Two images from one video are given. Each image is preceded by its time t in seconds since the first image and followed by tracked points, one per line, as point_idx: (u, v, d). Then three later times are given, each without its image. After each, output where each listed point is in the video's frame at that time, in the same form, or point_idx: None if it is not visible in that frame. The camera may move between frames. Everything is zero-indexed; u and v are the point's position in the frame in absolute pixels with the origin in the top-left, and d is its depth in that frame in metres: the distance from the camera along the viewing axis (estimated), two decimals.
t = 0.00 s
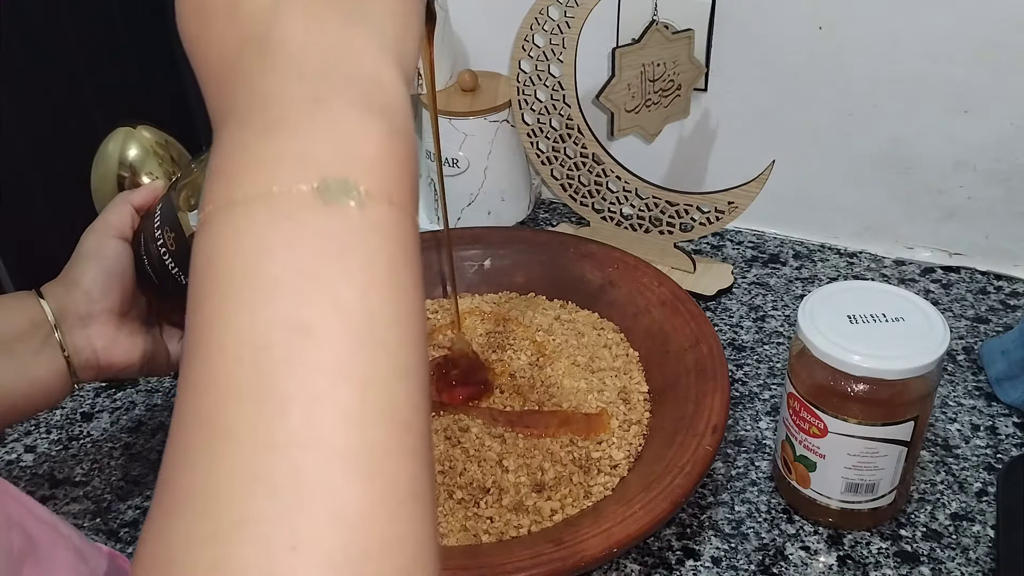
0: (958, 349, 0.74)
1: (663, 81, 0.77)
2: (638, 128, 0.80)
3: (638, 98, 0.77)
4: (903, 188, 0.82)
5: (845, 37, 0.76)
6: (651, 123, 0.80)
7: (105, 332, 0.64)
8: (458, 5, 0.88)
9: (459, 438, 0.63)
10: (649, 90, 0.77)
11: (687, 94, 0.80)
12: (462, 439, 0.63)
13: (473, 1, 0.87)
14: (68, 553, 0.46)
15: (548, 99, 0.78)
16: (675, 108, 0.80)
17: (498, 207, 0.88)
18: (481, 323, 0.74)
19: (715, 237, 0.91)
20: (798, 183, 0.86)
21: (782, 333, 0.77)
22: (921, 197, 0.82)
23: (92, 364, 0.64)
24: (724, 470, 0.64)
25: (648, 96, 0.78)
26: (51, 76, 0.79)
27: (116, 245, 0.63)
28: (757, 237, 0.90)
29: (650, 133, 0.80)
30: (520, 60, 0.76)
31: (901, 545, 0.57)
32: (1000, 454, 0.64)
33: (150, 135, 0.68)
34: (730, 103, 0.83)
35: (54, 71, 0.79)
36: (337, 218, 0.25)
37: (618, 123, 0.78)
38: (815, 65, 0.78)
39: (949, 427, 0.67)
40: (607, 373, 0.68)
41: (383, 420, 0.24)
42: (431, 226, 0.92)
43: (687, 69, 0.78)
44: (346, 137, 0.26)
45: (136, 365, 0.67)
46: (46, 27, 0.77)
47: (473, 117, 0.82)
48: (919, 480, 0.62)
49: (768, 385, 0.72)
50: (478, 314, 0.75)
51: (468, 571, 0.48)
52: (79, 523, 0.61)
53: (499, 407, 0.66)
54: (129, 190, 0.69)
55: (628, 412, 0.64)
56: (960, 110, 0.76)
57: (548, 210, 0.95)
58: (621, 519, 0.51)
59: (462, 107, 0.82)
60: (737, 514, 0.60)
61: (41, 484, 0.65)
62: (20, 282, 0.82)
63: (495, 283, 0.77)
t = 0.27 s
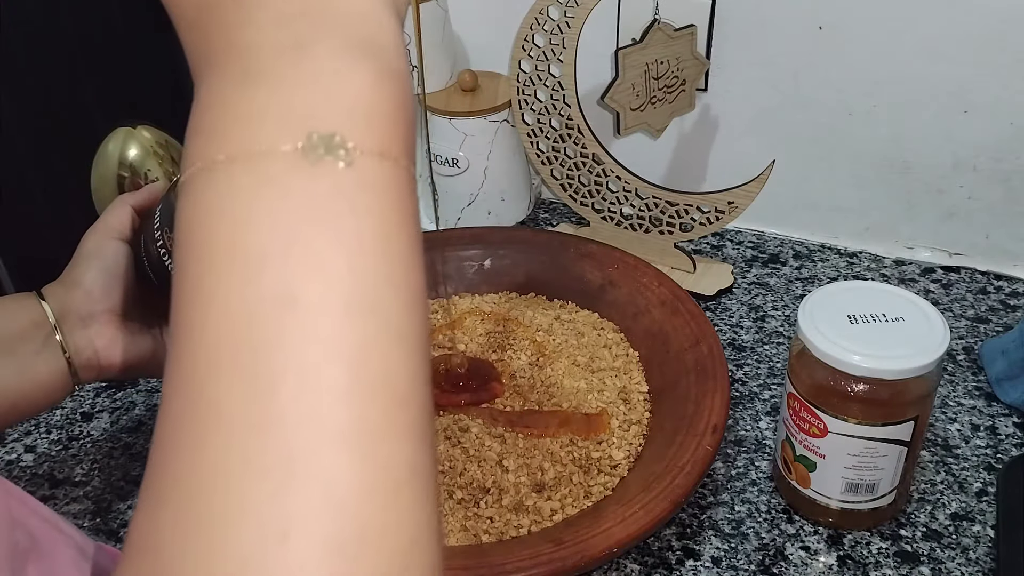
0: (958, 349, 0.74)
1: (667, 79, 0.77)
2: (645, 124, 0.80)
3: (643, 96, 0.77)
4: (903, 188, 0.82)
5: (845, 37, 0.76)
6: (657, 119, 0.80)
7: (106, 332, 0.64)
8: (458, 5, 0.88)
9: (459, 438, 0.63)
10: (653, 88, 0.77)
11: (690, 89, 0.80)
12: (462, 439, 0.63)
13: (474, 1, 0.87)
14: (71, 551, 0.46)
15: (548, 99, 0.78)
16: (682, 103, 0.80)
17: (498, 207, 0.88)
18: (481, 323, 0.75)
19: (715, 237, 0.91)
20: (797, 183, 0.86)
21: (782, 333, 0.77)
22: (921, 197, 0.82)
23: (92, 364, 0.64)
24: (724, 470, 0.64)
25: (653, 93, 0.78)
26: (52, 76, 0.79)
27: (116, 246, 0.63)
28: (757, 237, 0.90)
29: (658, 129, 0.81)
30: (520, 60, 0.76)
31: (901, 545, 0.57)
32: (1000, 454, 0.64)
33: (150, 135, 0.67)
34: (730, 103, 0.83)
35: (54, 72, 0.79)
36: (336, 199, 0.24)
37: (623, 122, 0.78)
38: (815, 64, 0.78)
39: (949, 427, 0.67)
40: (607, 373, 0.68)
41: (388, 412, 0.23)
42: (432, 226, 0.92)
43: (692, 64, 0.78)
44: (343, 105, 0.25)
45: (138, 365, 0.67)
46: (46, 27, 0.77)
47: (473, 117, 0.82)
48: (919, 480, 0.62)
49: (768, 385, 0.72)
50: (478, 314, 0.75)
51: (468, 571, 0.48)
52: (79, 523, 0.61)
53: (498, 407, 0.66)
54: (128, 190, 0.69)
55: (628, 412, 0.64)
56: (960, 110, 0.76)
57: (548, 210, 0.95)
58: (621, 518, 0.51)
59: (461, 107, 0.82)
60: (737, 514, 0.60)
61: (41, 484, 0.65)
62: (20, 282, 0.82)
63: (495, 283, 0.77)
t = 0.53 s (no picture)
0: (958, 349, 0.74)
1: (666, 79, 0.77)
2: (643, 124, 0.79)
3: (641, 97, 0.77)
4: (903, 188, 0.82)
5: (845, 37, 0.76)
6: (658, 119, 0.79)
7: (105, 338, 0.62)
8: (458, 5, 0.88)
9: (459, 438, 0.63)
10: (653, 88, 0.77)
11: (690, 91, 0.80)
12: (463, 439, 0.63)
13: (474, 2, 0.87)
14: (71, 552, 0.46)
15: (548, 99, 0.78)
16: (681, 103, 0.80)
17: (499, 207, 0.88)
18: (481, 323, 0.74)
19: (715, 237, 0.91)
20: (797, 183, 0.86)
21: (782, 333, 0.77)
22: (921, 197, 0.82)
23: (91, 370, 0.62)
24: (725, 470, 0.64)
25: (652, 94, 0.78)
26: (51, 77, 0.79)
27: (117, 252, 0.62)
28: (757, 237, 0.90)
29: (657, 129, 0.80)
30: (520, 60, 0.76)
31: (901, 545, 0.57)
32: (1000, 454, 0.64)
33: (150, 135, 0.69)
34: (730, 104, 0.83)
35: (54, 72, 0.79)
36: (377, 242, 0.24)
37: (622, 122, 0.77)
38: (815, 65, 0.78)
39: (949, 427, 0.67)
40: (607, 373, 0.68)
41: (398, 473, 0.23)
42: (432, 226, 0.92)
43: (692, 65, 0.78)
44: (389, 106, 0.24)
45: (137, 373, 0.64)
46: (46, 28, 0.77)
47: (473, 117, 0.82)
48: (919, 480, 0.62)
49: (768, 385, 0.72)
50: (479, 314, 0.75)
51: (468, 571, 0.48)
52: (79, 523, 0.61)
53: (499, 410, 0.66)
54: (129, 191, 0.68)
55: (628, 412, 0.64)
56: (960, 110, 0.76)
57: (549, 210, 0.95)
58: (621, 518, 0.51)
59: (462, 107, 0.82)
60: (737, 514, 0.60)
61: (42, 483, 0.65)
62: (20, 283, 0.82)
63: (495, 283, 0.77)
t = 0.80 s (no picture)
0: (958, 349, 0.74)
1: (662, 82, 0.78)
2: (637, 128, 0.79)
3: (637, 98, 0.77)
4: (903, 188, 0.82)
5: (845, 37, 0.76)
6: (650, 123, 0.79)
7: (113, 341, 0.62)
8: (458, 5, 0.88)
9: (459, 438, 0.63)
10: (648, 90, 0.77)
11: (684, 97, 0.81)
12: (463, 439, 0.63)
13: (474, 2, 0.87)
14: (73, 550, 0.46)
15: (548, 99, 0.78)
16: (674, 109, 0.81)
17: (499, 207, 0.88)
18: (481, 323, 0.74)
19: (715, 237, 0.91)
20: (797, 183, 0.86)
21: (782, 333, 0.77)
22: (921, 197, 0.82)
23: (98, 373, 0.62)
24: (725, 470, 0.64)
25: (647, 97, 0.78)
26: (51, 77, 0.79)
27: (129, 257, 0.62)
28: (757, 237, 0.90)
29: (650, 133, 0.80)
30: (520, 60, 0.76)
31: (901, 545, 0.57)
32: (1000, 454, 0.64)
33: (150, 135, 0.69)
34: (730, 104, 0.83)
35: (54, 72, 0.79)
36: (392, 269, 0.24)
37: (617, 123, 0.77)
38: (815, 65, 0.78)
39: (949, 427, 0.67)
40: (608, 372, 0.68)
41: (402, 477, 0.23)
42: (432, 226, 0.92)
43: (687, 71, 0.79)
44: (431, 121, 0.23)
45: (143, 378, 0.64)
46: (46, 28, 0.77)
47: (473, 117, 0.82)
48: (919, 480, 0.62)
49: (768, 385, 0.72)
50: (478, 314, 0.75)
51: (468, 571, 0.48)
52: (79, 523, 0.61)
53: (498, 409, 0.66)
54: (129, 190, 0.68)
55: (628, 412, 0.64)
56: (960, 110, 0.76)
57: (548, 210, 0.95)
58: (622, 518, 0.51)
59: (461, 107, 0.82)
60: (737, 514, 0.60)
61: (41, 483, 0.65)
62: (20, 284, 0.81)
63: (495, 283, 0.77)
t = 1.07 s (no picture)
0: (958, 349, 0.74)
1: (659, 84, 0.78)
2: (634, 128, 0.79)
3: (633, 99, 0.77)
4: (903, 188, 0.82)
5: (845, 37, 0.76)
6: (647, 124, 0.80)
7: (115, 334, 0.62)
8: (458, 5, 0.88)
9: (459, 438, 0.63)
10: (644, 92, 0.77)
11: (682, 98, 0.81)
12: (463, 439, 0.63)
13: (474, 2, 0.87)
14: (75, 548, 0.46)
15: (548, 99, 0.78)
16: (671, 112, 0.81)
17: (499, 207, 0.88)
18: (481, 323, 0.74)
19: (715, 237, 0.91)
20: (797, 183, 0.86)
21: (782, 333, 0.77)
22: (921, 197, 0.82)
23: (99, 366, 0.62)
24: (724, 470, 0.64)
25: (643, 97, 0.78)
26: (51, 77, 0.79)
27: (135, 251, 0.62)
28: (757, 237, 0.90)
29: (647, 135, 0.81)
30: (520, 60, 0.76)
31: (901, 545, 0.57)
32: (1000, 454, 0.64)
33: (150, 134, 0.69)
34: (729, 104, 0.83)
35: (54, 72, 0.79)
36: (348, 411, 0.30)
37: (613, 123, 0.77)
38: (815, 65, 0.78)
39: (949, 427, 0.67)
40: (607, 372, 0.68)
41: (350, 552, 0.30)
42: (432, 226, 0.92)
43: (685, 73, 0.80)
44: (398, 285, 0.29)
45: (145, 372, 0.64)
46: (46, 28, 0.77)
47: (473, 117, 0.82)
48: (919, 480, 0.62)
49: (768, 385, 0.72)
50: (478, 314, 0.75)
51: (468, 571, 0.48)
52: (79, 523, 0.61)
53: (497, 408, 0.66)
54: (129, 190, 0.68)
55: (628, 412, 0.64)
56: (960, 110, 0.76)
57: (548, 210, 0.95)
58: (621, 518, 0.51)
59: (462, 107, 0.82)
60: (737, 514, 0.60)
61: (41, 483, 0.65)
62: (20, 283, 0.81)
63: (495, 283, 0.77)
